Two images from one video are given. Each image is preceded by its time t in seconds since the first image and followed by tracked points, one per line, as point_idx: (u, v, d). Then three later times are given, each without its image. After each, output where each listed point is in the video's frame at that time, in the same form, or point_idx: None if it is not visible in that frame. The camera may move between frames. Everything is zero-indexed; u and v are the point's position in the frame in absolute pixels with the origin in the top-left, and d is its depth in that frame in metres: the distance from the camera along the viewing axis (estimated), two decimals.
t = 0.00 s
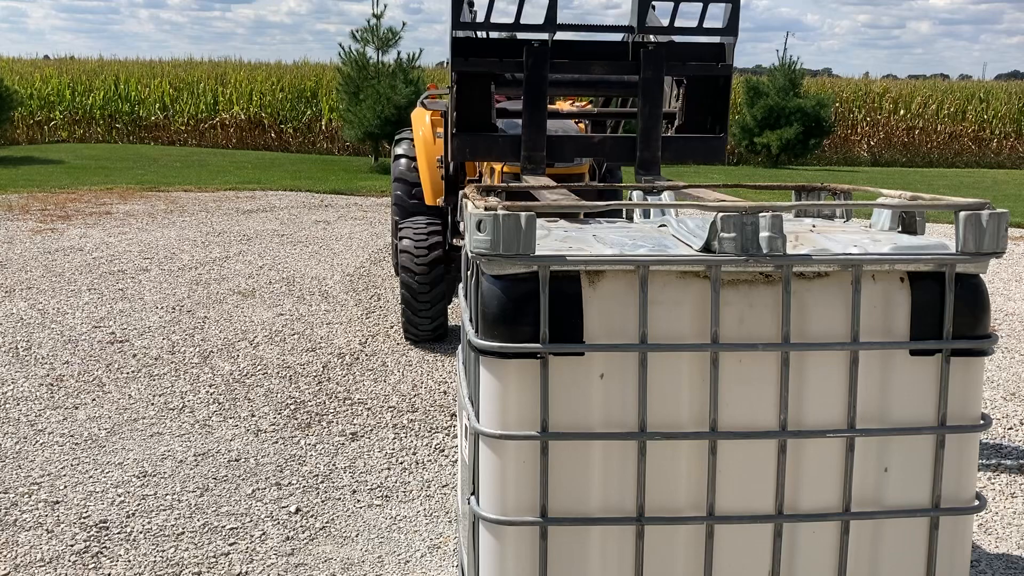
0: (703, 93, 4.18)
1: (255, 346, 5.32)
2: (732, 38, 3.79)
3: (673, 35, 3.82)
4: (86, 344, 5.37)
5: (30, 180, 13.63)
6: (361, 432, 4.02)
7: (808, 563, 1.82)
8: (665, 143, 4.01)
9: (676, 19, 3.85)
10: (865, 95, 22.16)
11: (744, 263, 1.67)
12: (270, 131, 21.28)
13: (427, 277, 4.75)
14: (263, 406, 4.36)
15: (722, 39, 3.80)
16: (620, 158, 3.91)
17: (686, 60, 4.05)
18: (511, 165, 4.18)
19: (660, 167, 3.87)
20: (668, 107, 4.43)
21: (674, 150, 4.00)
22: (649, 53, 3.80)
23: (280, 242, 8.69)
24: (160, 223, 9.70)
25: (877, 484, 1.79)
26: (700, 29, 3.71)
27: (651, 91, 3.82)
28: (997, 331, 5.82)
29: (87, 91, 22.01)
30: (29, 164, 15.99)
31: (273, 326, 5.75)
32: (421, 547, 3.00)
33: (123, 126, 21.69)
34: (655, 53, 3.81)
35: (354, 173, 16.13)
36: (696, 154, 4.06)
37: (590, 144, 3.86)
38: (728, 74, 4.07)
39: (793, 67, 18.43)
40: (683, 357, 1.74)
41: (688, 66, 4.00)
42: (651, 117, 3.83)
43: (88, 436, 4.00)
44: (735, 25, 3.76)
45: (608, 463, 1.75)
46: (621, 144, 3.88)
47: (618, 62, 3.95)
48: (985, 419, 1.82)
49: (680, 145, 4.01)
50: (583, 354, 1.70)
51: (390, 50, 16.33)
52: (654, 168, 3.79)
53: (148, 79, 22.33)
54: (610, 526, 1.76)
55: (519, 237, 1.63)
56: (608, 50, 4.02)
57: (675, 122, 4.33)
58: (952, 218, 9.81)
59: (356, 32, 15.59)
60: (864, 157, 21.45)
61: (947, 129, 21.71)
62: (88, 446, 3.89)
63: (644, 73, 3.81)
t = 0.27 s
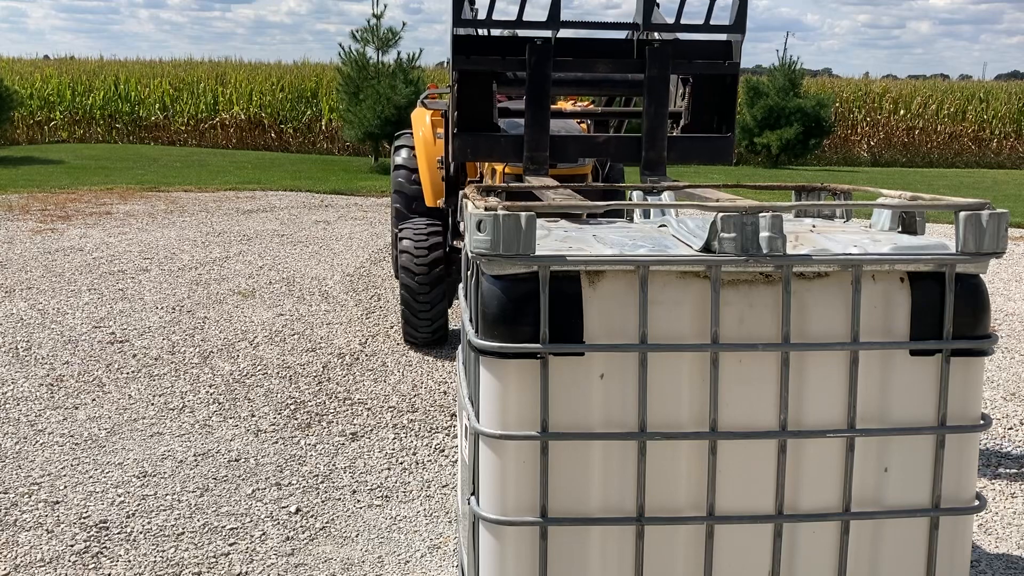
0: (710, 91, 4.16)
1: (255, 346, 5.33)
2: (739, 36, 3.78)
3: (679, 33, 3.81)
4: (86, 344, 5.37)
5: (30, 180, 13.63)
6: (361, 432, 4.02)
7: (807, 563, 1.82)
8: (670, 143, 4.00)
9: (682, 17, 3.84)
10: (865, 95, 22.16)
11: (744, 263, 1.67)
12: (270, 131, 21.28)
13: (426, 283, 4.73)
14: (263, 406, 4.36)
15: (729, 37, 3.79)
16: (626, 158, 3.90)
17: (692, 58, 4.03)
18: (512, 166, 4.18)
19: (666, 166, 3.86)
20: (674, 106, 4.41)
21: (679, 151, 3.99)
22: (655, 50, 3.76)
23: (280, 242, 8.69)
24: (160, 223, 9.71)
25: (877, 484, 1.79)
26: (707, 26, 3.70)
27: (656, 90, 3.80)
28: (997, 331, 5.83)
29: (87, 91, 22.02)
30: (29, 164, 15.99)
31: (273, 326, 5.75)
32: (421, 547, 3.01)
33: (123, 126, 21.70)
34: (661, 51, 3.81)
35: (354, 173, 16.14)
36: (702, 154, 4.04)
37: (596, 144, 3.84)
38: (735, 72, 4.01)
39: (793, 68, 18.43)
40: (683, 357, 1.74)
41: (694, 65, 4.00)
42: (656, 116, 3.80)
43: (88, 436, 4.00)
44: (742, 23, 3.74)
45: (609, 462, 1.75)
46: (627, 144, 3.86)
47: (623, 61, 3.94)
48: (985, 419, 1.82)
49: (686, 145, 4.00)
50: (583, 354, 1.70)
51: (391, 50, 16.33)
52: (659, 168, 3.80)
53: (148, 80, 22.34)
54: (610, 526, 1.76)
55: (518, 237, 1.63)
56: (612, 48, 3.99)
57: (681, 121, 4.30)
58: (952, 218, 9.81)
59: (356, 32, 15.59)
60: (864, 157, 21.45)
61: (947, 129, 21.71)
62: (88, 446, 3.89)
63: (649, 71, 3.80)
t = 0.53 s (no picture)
0: (715, 91, 4.07)
1: (255, 346, 5.33)
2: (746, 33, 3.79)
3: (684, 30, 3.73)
4: (86, 344, 5.37)
5: (30, 180, 13.63)
6: (361, 432, 4.02)
7: (807, 563, 1.81)
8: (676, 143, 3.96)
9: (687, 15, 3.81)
10: (865, 95, 22.16)
11: (744, 263, 1.67)
12: (270, 131, 21.29)
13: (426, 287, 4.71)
14: (263, 406, 4.36)
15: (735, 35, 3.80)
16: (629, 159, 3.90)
17: (698, 56, 3.94)
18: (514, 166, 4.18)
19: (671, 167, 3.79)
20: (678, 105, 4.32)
21: (684, 151, 3.99)
22: (660, 49, 3.71)
23: (279, 242, 8.69)
24: (160, 223, 9.71)
25: (877, 484, 1.79)
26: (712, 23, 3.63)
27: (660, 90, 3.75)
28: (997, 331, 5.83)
29: (86, 91, 22.02)
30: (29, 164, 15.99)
31: (273, 326, 5.75)
32: (421, 547, 3.00)
33: (123, 126, 21.70)
34: (665, 50, 3.73)
35: (354, 173, 16.14)
36: (706, 154, 4.01)
37: (599, 144, 3.85)
38: (741, 71, 3.93)
39: (793, 68, 18.43)
40: (683, 357, 1.74)
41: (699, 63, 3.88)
42: (661, 116, 3.74)
43: (88, 436, 4.00)
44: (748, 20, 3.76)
45: (609, 462, 1.75)
46: (630, 144, 3.84)
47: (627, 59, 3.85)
48: (985, 419, 1.82)
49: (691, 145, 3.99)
50: (583, 354, 1.70)
51: (390, 50, 16.33)
52: (664, 169, 3.73)
53: (148, 79, 22.34)
54: (610, 526, 1.76)
55: (519, 237, 1.63)
56: (617, 46, 3.90)
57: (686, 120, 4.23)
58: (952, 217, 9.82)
59: (356, 32, 15.59)
60: (864, 157, 21.45)
61: (947, 129, 21.71)
62: (88, 446, 3.89)
63: (654, 70, 3.74)
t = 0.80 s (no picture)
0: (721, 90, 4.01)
1: (255, 346, 5.33)
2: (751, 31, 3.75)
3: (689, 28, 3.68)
4: (86, 344, 5.37)
5: (30, 180, 13.64)
6: (361, 432, 4.03)
7: (807, 563, 1.81)
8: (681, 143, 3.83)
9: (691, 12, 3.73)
10: (865, 95, 22.16)
11: (744, 263, 1.67)
12: (270, 131, 21.30)
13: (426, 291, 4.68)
14: (263, 405, 4.36)
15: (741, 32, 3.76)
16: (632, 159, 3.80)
17: (703, 55, 3.82)
18: (516, 167, 4.17)
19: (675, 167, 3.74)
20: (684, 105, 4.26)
21: (691, 151, 3.86)
22: (665, 47, 3.66)
23: (279, 242, 8.70)
24: (160, 223, 9.72)
25: (877, 484, 1.79)
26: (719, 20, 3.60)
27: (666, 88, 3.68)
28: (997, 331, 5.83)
29: (86, 91, 22.02)
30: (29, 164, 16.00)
31: (273, 326, 5.75)
32: (421, 547, 3.00)
33: (123, 126, 21.71)
34: (671, 48, 3.69)
35: (354, 173, 16.14)
36: (713, 155, 3.88)
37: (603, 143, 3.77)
38: (747, 70, 3.83)
39: (793, 68, 18.43)
40: (683, 357, 1.74)
41: (705, 61, 3.79)
42: (666, 115, 3.68)
43: (88, 437, 4.00)
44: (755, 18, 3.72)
45: (608, 462, 1.75)
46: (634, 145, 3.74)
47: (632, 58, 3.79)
48: (985, 419, 1.82)
49: (699, 145, 3.86)
50: (583, 354, 1.70)
51: (390, 50, 16.33)
52: (669, 169, 3.67)
53: (148, 79, 22.35)
54: (610, 526, 1.76)
55: (519, 237, 1.63)
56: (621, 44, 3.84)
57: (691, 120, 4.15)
58: (952, 217, 9.82)
59: (355, 32, 15.59)
60: (864, 157, 21.45)
61: (947, 129, 21.70)
62: (88, 446, 3.89)
63: (659, 69, 3.68)
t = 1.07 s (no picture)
0: (727, 88, 3.94)
1: (255, 346, 5.33)
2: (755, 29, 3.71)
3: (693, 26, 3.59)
4: (86, 344, 5.37)
5: (30, 180, 13.65)
6: (361, 432, 4.03)
7: (808, 563, 1.81)
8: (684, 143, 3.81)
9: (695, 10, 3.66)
10: (865, 95, 22.15)
11: (744, 263, 1.67)
12: (270, 132, 21.30)
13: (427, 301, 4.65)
14: (263, 406, 4.36)
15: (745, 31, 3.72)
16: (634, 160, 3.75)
17: (709, 52, 3.76)
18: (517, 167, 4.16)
19: (678, 167, 3.71)
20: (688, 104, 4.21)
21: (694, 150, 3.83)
22: (668, 45, 3.57)
23: (279, 242, 8.70)
24: (160, 223, 9.72)
25: (878, 484, 1.79)
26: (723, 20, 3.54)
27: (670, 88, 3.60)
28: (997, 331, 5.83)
29: (87, 91, 22.03)
30: (29, 164, 16.01)
31: (273, 326, 5.75)
32: (421, 548, 3.00)
33: (123, 126, 21.71)
34: (675, 46, 3.60)
35: (354, 173, 16.15)
36: (717, 154, 3.85)
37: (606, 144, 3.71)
38: (752, 68, 3.76)
39: (793, 68, 18.43)
40: (683, 358, 1.74)
41: (710, 59, 3.73)
42: (670, 114, 3.60)
43: (88, 437, 4.00)
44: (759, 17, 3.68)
45: (608, 462, 1.75)
46: (637, 145, 3.70)
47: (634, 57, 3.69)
48: (985, 419, 1.82)
49: (702, 145, 3.83)
50: (583, 354, 1.70)
51: (391, 50, 16.33)
52: (673, 170, 3.64)
53: (148, 79, 22.35)
54: (610, 526, 1.76)
55: (519, 237, 1.63)
56: (622, 42, 3.75)
57: (696, 118, 4.11)
58: (952, 217, 9.82)
59: (356, 32, 15.59)
60: (864, 157, 21.46)
61: (947, 129, 21.70)
62: (88, 446, 3.89)
63: (662, 68, 3.60)
